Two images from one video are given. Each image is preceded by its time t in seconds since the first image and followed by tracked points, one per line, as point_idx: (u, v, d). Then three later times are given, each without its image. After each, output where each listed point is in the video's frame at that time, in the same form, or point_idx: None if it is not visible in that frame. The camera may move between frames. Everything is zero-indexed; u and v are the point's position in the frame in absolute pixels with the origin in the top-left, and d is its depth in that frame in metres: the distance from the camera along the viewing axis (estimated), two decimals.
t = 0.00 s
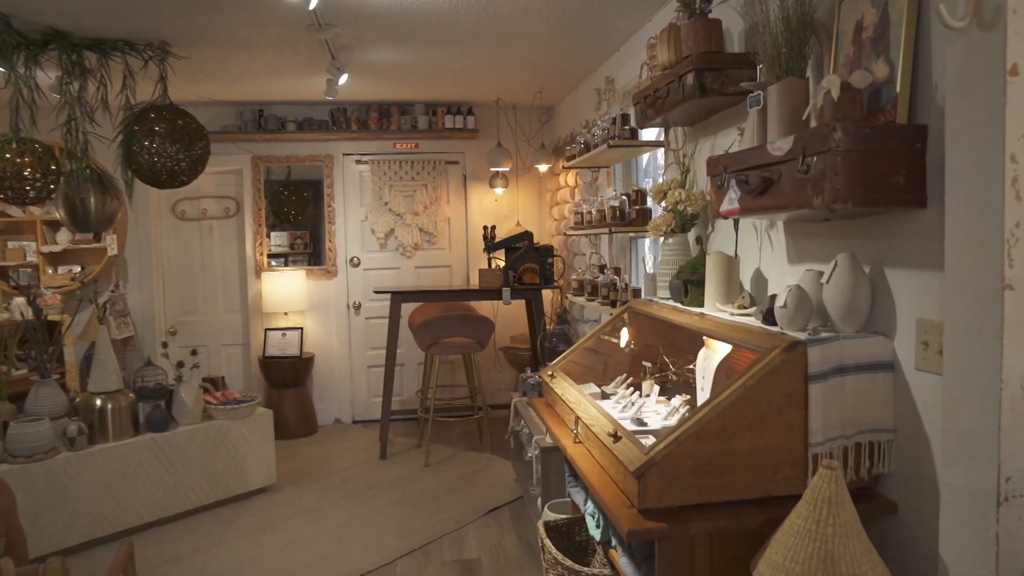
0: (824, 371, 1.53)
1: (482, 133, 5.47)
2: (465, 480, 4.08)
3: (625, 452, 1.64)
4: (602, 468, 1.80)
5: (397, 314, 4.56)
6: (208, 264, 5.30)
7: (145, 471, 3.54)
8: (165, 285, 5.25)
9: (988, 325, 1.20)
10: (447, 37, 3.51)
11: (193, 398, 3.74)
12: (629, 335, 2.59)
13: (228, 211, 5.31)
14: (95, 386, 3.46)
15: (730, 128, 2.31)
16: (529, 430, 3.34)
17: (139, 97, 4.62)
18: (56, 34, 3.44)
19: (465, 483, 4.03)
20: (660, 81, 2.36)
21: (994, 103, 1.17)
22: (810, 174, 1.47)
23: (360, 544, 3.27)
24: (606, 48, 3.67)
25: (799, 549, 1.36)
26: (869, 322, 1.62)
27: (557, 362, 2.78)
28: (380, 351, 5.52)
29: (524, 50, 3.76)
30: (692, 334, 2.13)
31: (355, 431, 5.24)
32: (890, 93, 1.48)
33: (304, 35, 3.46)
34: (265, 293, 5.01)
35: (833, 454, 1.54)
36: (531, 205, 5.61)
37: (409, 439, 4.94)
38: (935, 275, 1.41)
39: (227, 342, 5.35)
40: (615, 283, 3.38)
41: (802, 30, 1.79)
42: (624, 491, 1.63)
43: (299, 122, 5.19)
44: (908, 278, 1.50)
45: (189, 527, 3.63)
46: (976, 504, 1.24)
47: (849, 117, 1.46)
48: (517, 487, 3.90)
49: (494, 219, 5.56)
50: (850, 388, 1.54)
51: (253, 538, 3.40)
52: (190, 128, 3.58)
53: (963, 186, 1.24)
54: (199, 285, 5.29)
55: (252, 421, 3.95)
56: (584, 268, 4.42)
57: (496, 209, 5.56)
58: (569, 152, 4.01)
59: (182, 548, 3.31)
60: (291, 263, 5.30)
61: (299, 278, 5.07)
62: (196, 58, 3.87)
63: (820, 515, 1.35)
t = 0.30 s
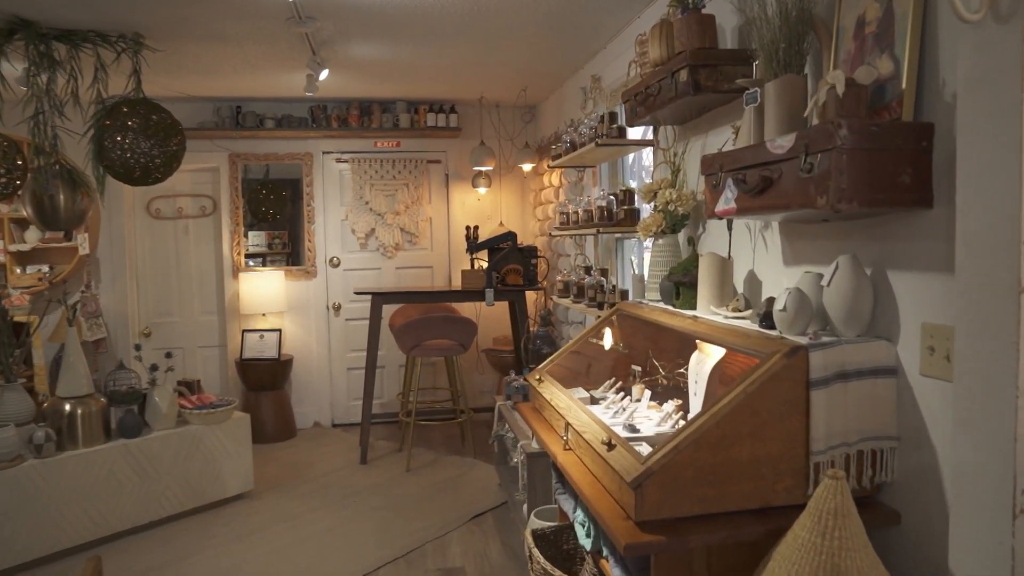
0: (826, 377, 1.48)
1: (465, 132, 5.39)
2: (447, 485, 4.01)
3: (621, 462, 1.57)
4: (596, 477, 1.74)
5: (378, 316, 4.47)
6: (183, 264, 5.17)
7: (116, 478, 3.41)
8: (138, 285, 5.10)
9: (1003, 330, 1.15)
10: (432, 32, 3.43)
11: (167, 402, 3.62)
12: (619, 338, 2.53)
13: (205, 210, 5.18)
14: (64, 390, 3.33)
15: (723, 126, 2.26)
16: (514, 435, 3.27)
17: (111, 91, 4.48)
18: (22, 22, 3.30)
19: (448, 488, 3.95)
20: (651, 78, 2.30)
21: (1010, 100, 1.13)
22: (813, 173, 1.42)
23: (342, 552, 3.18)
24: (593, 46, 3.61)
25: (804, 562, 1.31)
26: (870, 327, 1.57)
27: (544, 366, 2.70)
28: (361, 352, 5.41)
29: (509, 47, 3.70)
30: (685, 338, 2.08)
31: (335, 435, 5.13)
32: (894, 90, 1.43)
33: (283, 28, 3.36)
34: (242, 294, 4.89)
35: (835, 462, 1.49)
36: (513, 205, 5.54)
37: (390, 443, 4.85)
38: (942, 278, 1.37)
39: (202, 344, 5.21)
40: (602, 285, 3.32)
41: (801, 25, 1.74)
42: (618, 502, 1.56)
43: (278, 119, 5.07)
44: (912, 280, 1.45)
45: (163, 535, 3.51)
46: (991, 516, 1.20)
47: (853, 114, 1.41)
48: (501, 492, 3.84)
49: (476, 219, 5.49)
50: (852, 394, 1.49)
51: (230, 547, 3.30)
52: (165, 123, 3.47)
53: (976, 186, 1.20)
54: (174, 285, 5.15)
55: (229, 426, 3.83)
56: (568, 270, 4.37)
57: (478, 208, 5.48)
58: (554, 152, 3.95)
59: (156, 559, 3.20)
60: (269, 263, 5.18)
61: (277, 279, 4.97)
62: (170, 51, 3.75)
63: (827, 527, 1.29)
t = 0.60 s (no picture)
0: (832, 384, 1.43)
1: (449, 132, 5.32)
2: (432, 491, 3.93)
3: (619, 472, 1.51)
4: (592, 488, 1.68)
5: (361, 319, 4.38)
6: (160, 265, 5.04)
7: (89, 488, 3.29)
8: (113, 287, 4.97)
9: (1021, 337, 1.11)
10: (418, 29, 3.36)
11: (142, 409, 3.50)
12: (610, 342, 2.48)
13: (183, 210, 5.05)
14: (33, 397, 3.21)
15: (717, 126, 2.22)
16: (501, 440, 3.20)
17: (85, 87, 4.34)
18: None
19: (433, 495, 3.88)
20: (644, 76, 2.25)
21: None
22: (819, 173, 1.37)
23: (324, 562, 3.09)
24: (580, 44, 3.56)
25: None
26: (874, 331, 1.53)
27: (534, 371, 2.63)
28: (343, 356, 5.31)
29: (496, 45, 3.63)
30: (681, 343, 2.02)
31: (316, 440, 5.03)
32: (901, 88, 1.39)
33: (263, 23, 3.27)
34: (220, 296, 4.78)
35: (839, 471, 1.45)
36: (498, 206, 5.47)
37: (373, 448, 4.76)
38: (953, 281, 1.33)
39: (180, 347, 5.08)
40: (591, 287, 3.25)
41: (802, 22, 1.69)
42: (616, 514, 1.50)
43: (258, 117, 4.96)
44: (920, 284, 1.41)
45: (138, 546, 3.39)
46: (1006, 530, 1.15)
47: (860, 112, 1.37)
48: (487, 499, 3.76)
49: (460, 220, 5.41)
50: (858, 402, 1.45)
51: (208, 558, 3.19)
52: (141, 120, 3.36)
53: (991, 187, 1.15)
54: (150, 287, 5.02)
55: (207, 432, 3.72)
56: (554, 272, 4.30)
57: (462, 209, 5.41)
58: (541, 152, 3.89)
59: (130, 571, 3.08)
60: (248, 264, 5.07)
61: (256, 280, 4.87)
62: (146, 46, 3.64)
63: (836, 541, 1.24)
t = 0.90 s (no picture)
0: (834, 394, 1.38)
1: (430, 134, 5.25)
2: (414, 501, 3.84)
3: (614, 488, 1.45)
4: (585, 503, 1.61)
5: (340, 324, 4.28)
6: (134, 269, 4.90)
7: (56, 501, 3.16)
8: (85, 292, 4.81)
9: None
10: (401, 27, 3.28)
11: (113, 418, 3.38)
12: (598, 349, 2.42)
13: (157, 212, 4.92)
14: None
15: (709, 128, 2.17)
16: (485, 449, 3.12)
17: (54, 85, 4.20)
18: None
19: (414, 505, 3.79)
20: (634, 76, 2.19)
21: None
22: (822, 176, 1.32)
23: None
24: (565, 45, 3.51)
25: None
26: (875, 339, 1.48)
27: (521, 378, 2.56)
28: (322, 361, 5.21)
29: (480, 45, 3.57)
30: (673, 351, 1.97)
31: (294, 448, 4.91)
32: (905, 88, 1.34)
33: (241, 20, 3.17)
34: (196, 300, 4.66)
35: (842, 484, 1.40)
36: (480, 209, 5.40)
37: (353, 456, 4.65)
38: (959, 288, 1.28)
39: (154, 353, 4.95)
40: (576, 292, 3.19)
41: (800, 20, 1.64)
42: (611, 531, 1.44)
43: (235, 118, 4.85)
44: (925, 290, 1.37)
45: (108, 561, 3.27)
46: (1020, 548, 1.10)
47: (864, 113, 1.32)
48: (470, 508, 3.68)
49: (442, 223, 5.33)
50: (860, 412, 1.40)
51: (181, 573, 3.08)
52: (113, 119, 3.24)
53: (1004, 191, 1.11)
54: (123, 292, 4.88)
55: (181, 442, 3.60)
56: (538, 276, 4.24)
57: (444, 213, 5.33)
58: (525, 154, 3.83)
59: None
60: (225, 268, 4.95)
61: (233, 285, 4.75)
62: (119, 42, 3.52)
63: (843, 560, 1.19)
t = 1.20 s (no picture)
0: (836, 406, 1.34)
1: (410, 137, 5.17)
2: (395, 511, 3.75)
3: (609, 505, 1.39)
4: (577, 520, 1.55)
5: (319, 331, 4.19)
6: (105, 275, 4.76)
7: (21, 518, 3.02)
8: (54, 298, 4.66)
9: None
10: (383, 27, 3.20)
11: (82, 430, 3.26)
12: (586, 357, 2.36)
13: (130, 216, 4.79)
14: None
15: (701, 132, 2.13)
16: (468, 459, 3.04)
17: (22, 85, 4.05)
18: None
19: (395, 516, 3.69)
20: (623, 77, 2.14)
21: None
22: (825, 180, 1.27)
23: None
24: (549, 47, 3.46)
25: None
26: (877, 348, 1.44)
27: (507, 387, 2.48)
28: (299, 368, 5.09)
29: (463, 46, 3.51)
30: (665, 359, 1.92)
31: (272, 458, 4.79)
32: (908, 90, 1.30)
33: (217, 18, 3.07)
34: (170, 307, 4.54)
35: (844, 499, 1.35)
36: (461, 213, 5.33)
37: (332, 466, 4.55)
38: (966, 296, 1.24)
39: (126, 361, 4.80)
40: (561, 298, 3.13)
41: (797, 20, 1.60)
42: (607, 551, 1.37)
43: (211, 119, 4.74)
44: (929, 298, 1.32)
45: None
46: None
47: (867, 115, 1.28)
48: (453, 519, 3.60)
49: (422, 228, 5.25)
50: (863, 424, 1.35)
51: None
52: (81, 119, 3.12)
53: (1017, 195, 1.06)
54: (94, 298, 4.73)
55: (153, 454, 3.48)
56: (521, 282, 4.17)
57: (424, 217, 5.25)
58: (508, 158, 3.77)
59: None
60: (200, 273, 4.83)
61: (209, 291, 4.63)
62: (89, 40, 3.40)
63: None
